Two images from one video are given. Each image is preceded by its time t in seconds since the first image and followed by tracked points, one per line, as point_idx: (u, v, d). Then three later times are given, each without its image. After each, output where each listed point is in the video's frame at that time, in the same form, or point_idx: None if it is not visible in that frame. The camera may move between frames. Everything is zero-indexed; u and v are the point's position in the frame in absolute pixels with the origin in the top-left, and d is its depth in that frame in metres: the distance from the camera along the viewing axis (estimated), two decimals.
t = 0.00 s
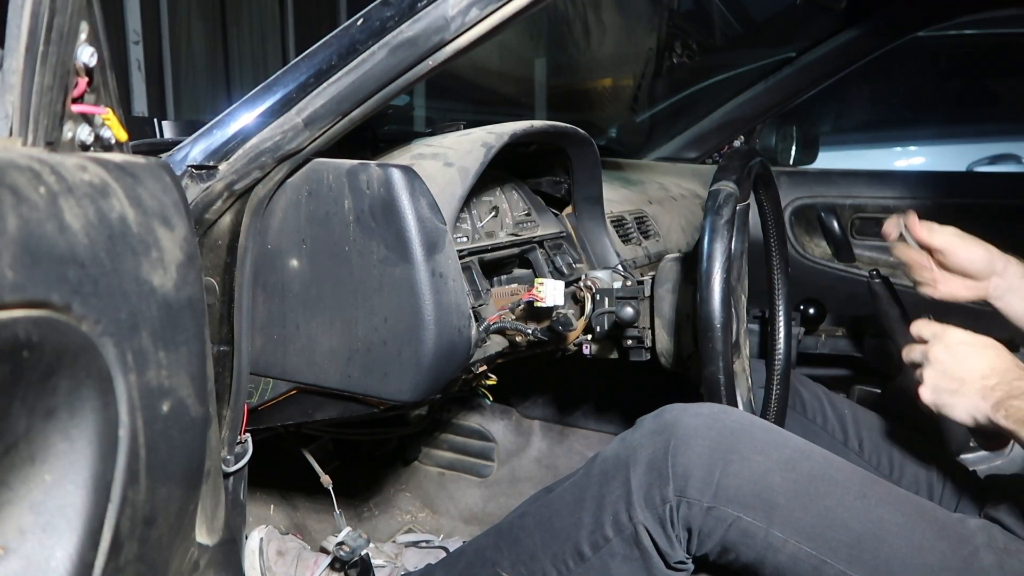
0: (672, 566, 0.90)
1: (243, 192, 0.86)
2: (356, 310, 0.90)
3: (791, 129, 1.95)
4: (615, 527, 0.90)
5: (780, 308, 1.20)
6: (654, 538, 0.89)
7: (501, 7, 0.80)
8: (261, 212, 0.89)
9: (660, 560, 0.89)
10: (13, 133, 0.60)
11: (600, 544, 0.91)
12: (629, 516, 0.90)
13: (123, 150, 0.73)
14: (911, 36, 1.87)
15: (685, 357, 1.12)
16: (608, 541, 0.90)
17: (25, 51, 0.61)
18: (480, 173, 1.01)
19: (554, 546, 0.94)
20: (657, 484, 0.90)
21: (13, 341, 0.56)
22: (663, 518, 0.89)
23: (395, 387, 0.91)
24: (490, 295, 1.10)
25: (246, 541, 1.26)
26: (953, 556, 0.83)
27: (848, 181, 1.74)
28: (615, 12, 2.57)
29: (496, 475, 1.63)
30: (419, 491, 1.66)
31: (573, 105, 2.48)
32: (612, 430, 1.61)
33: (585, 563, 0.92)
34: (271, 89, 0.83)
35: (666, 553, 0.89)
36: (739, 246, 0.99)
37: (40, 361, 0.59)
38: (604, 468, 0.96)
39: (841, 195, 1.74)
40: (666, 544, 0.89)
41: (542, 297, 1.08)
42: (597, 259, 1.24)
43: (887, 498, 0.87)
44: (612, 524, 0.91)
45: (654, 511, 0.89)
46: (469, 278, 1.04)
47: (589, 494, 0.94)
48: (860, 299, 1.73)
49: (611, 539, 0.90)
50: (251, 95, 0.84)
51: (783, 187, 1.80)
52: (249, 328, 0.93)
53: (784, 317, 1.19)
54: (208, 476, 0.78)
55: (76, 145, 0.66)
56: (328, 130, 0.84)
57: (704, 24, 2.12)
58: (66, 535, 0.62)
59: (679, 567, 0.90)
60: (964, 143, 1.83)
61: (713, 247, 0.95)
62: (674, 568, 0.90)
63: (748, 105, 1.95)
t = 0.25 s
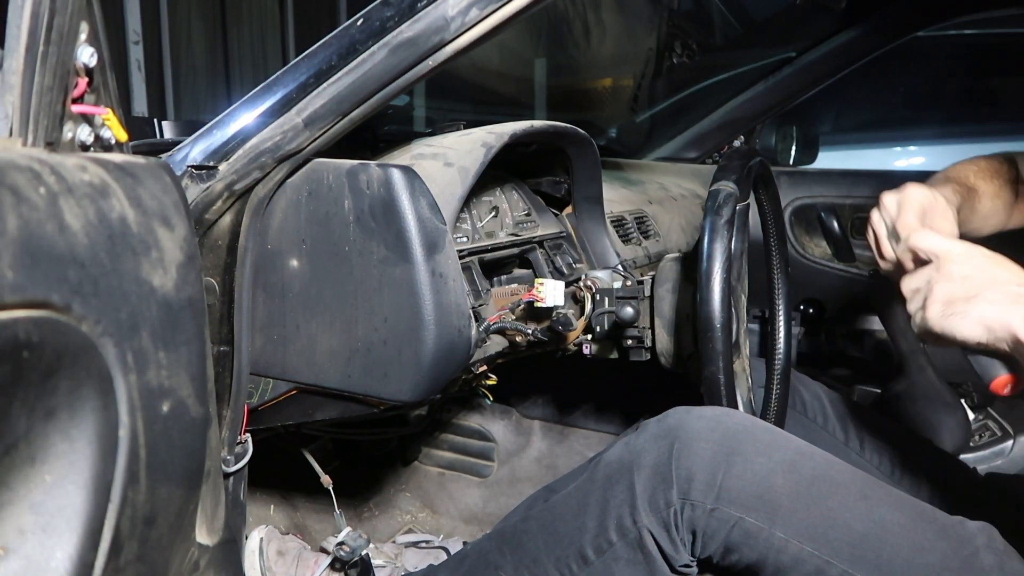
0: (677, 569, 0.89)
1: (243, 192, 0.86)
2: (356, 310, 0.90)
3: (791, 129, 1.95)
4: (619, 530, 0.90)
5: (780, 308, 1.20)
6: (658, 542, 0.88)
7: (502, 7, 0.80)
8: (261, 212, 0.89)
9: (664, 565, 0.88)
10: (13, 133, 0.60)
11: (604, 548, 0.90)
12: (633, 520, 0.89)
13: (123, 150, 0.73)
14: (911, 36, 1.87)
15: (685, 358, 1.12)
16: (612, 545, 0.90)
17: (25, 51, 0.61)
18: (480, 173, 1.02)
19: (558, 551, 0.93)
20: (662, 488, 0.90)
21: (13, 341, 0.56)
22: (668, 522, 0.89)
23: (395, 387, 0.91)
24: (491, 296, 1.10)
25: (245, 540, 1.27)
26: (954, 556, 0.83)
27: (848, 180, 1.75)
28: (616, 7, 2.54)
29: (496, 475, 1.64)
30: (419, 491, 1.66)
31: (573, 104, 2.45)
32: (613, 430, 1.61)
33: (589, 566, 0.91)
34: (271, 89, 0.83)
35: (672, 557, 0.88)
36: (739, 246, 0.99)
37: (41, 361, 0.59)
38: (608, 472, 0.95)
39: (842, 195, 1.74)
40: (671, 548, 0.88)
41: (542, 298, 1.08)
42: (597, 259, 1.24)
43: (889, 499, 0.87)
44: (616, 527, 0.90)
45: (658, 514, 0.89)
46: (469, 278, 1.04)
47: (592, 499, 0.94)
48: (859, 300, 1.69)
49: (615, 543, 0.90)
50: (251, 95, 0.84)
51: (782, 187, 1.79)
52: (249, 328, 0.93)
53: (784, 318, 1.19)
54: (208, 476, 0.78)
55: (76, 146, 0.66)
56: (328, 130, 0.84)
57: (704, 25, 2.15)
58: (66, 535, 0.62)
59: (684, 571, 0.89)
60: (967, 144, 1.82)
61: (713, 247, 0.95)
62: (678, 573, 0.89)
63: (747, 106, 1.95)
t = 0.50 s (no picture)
0: (688, 565, 0.92)
1: (243, 192, 0.86)
2: (356, 310, 0.90)
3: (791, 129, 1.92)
4: (630, 526, 0.91)
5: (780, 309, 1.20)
6: (669, 537, 0.90)
7: (502, 7, 0.80)
8: (261, 212, 0.89)
9: (675, 560, 0.91)
10: (13, 133, 0.60)
11: (613, 544, 0.92)
12: (644, 515, 0.91)
13: (124, 150, 0.73)
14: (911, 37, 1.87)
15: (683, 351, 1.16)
16: (622, 541, 0.92)
17: (25, 51, 0.61)
18: (480, 173, 1.02)
19: (567, 547, 0.95)
20: (672, 483, 0.92)
21: (13, 341, 0.56)
22: (678, 516, 0.91)
23: (395, 387, 0.91)
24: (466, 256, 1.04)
25: (246, 538, 1.27)
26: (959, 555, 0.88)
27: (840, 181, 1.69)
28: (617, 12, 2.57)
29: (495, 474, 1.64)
30: (419, 491, 1.67)
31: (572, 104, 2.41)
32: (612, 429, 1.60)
33: (598, 563, 0.93)
34: (271, 89, 0.83)
35: (682, 552, 0.91)
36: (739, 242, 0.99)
37: (40, 362, 0.59)
38: (620, 468, 0.96)
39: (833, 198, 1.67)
40: (681, 543, 0.91)
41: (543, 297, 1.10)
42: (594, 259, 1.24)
43: (895, 496, 0.90)
44: (627, 523, 0.92)
45: (669, 509, 0.91)
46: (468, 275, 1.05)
47: (603, 494, 0.95)
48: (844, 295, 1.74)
49: (625, 539, 0.92)
50: (251, 95, 0.84)
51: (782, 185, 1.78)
52: (249, 328, 0.93)
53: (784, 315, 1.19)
54: (208, 475, 0.78)
55: (76, 146, 0.67)
56: (328, 130, 0.84)
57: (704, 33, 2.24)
58: (66, 534, 0.62)
59: (692, 568, 0.92)
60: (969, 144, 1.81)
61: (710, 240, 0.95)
62: (687, 569, 0.92)
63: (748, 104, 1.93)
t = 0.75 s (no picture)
0: (689, 568, 0.92)
1: (243, 192, 0.86)
2: (356, 310, 0.90)
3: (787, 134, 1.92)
4: (631, 530, 0.92)
5: (781, 308, 1.19)
6: (671, 540, 0.91)
7: (502, 7, 0.80)
8: (261, 212, 0.89)
9: (676, 562, 0.91)
10: (13, 133, 0.61)
11: (615, 547, 0.93)
12: (646, 519, 0.91)
13: (124, 150, 0.73)
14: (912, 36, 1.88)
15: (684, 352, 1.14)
16: (624, 544, 0.93)
17: (25, 51, 0.61)
18: (480, 173, 1.02)
19: (570, 549, 0.96)
20: (674, 486, 0.92)
21: (13, 341, 0.56)
22: (679, 519, 0.91)
23: (395, 386, 0.91)
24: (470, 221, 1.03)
25: (246, 538, 1.27)
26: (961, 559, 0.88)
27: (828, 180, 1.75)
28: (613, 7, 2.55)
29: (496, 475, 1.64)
30: (419, 491, 1.67)
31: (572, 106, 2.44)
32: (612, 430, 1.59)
33: (600, 566, 0.94)
34: (271, 89, 0.83)
35: (683, 556, 0.91)
36: (739, 240, 0.97)
37: (41, 361, 0.59)
38: (622, 471, 0.96)
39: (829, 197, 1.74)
40: (682, 547, 0.91)
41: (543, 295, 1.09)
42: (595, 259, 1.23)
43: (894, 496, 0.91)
44: (629, 525, 0.92)
45: (671, 513, 0.91)
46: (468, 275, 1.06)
47: (606, 499, 0.96)
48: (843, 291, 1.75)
49: (627, 542, 0.92)
50: (251, 95, 0.84)
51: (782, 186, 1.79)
52: (249, 328, 0.93)
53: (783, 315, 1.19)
54: (208, 476, 0.78)
55: (76, 146, 0.67)
56: (328, 130, 0.84)
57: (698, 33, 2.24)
58: (66, 535, 0.62)
59: (694, 570, 0.92)
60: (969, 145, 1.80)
61: (711, 238, 0.93)
62: (689, 571, 0.92)
63: (746, 106, 1.94)
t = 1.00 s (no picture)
0: (689, 569, 0.92)
1: (243, 192, 0.86)
2: (356, 310, 0.90)
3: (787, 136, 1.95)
4: (632, 531, 0.93)
5: (780, 307, 1.20)
6: (672, 540, 0.92)
7: (502, 7, 0.80)
8: (261, 212, 0.89)
9: (676, 563, 0.92)
10: (13, 133, 0.61)
11: (616, 548, 0.93)
12: (647, 519, 0.92)
13: (123, 150, 0.73)
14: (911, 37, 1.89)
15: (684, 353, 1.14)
16: (625, 545, 0.93)
17: (25, 51, 0.61)
18: (480, 173, 1.02)
19: (570, 550, 0.96)
20: (675, 488, 0.93)
21: (13, 341, 0.56)
22: (680, 520, 0.93)
23: (395, 386, 0.91)
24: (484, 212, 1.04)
25: (246, 538, 1.26)
26: (963, 559, 0.87)
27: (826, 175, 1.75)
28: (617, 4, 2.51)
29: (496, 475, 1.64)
30: (419, 491, 1.68)
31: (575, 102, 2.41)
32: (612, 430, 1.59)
33: (601, 566, 0.94)
34: (271, 89, 0.83)
35: (684, 557, 0.92)
36: (739, 240, 0.98)
37: (41, 361, 0.59)
38: (623, 472, 0.97)
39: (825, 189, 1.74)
40: (683, 548, 0.92)
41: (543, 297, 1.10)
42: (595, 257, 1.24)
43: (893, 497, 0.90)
44: (630, 526, 0.93)
45: (671, 514, 0.93)
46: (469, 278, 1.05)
47: (607, 500, 0.96)
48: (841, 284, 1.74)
49: (627, 543, 0.93)
50: (251, 95, 0.84)
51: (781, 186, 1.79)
52: (249, 328, 0.93)
53: (783, 315, 1.19)
54: (208, 476, 0.78)
55: (76, 145, 0.67)
56: (327, 131, 0.84)
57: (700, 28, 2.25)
58: (66, 535, 0.62)
59: (695, 571, 0.93)
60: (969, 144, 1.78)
61: (711, 239, 0.94)
62: (690, 572, 0.93)
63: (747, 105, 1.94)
